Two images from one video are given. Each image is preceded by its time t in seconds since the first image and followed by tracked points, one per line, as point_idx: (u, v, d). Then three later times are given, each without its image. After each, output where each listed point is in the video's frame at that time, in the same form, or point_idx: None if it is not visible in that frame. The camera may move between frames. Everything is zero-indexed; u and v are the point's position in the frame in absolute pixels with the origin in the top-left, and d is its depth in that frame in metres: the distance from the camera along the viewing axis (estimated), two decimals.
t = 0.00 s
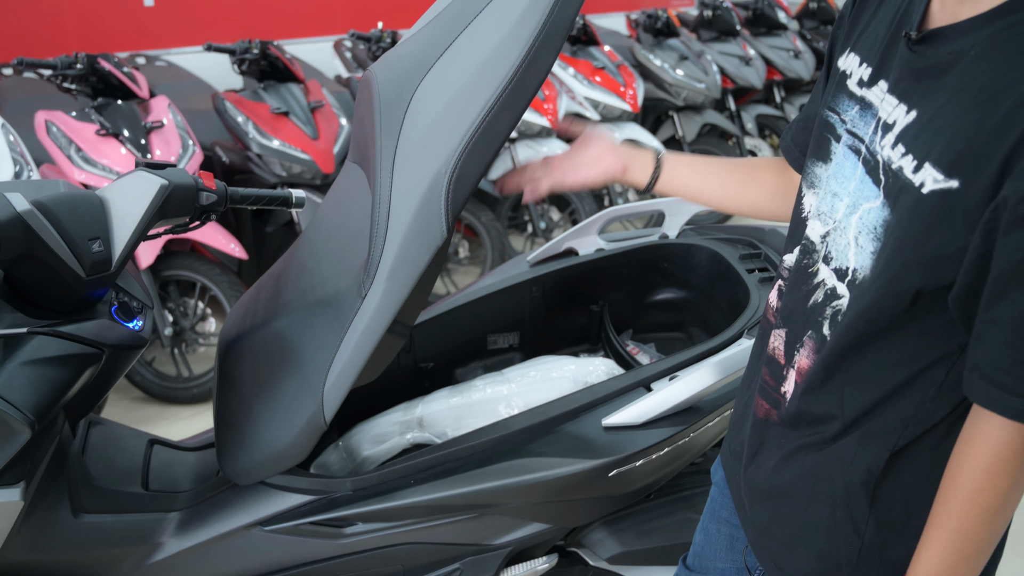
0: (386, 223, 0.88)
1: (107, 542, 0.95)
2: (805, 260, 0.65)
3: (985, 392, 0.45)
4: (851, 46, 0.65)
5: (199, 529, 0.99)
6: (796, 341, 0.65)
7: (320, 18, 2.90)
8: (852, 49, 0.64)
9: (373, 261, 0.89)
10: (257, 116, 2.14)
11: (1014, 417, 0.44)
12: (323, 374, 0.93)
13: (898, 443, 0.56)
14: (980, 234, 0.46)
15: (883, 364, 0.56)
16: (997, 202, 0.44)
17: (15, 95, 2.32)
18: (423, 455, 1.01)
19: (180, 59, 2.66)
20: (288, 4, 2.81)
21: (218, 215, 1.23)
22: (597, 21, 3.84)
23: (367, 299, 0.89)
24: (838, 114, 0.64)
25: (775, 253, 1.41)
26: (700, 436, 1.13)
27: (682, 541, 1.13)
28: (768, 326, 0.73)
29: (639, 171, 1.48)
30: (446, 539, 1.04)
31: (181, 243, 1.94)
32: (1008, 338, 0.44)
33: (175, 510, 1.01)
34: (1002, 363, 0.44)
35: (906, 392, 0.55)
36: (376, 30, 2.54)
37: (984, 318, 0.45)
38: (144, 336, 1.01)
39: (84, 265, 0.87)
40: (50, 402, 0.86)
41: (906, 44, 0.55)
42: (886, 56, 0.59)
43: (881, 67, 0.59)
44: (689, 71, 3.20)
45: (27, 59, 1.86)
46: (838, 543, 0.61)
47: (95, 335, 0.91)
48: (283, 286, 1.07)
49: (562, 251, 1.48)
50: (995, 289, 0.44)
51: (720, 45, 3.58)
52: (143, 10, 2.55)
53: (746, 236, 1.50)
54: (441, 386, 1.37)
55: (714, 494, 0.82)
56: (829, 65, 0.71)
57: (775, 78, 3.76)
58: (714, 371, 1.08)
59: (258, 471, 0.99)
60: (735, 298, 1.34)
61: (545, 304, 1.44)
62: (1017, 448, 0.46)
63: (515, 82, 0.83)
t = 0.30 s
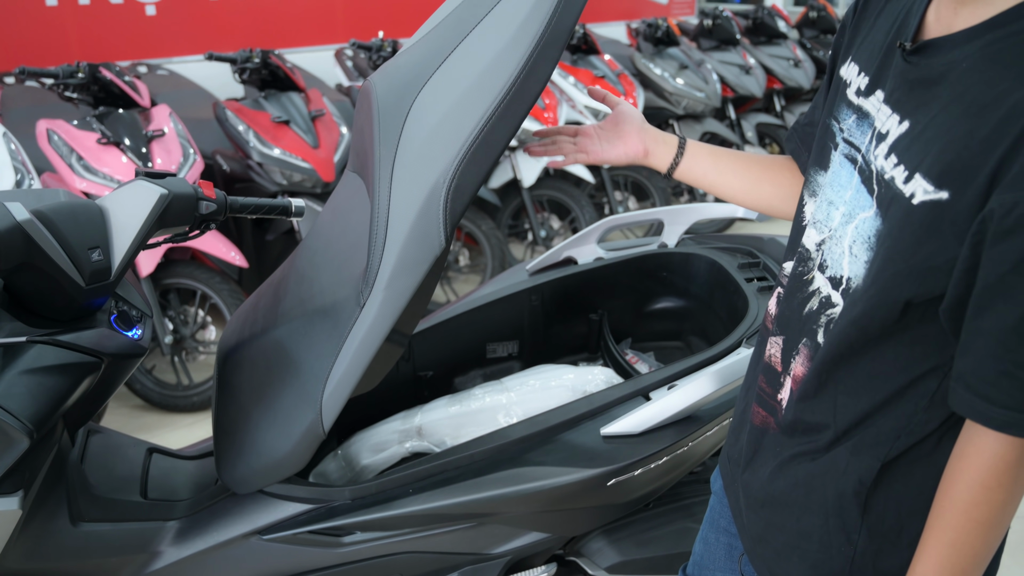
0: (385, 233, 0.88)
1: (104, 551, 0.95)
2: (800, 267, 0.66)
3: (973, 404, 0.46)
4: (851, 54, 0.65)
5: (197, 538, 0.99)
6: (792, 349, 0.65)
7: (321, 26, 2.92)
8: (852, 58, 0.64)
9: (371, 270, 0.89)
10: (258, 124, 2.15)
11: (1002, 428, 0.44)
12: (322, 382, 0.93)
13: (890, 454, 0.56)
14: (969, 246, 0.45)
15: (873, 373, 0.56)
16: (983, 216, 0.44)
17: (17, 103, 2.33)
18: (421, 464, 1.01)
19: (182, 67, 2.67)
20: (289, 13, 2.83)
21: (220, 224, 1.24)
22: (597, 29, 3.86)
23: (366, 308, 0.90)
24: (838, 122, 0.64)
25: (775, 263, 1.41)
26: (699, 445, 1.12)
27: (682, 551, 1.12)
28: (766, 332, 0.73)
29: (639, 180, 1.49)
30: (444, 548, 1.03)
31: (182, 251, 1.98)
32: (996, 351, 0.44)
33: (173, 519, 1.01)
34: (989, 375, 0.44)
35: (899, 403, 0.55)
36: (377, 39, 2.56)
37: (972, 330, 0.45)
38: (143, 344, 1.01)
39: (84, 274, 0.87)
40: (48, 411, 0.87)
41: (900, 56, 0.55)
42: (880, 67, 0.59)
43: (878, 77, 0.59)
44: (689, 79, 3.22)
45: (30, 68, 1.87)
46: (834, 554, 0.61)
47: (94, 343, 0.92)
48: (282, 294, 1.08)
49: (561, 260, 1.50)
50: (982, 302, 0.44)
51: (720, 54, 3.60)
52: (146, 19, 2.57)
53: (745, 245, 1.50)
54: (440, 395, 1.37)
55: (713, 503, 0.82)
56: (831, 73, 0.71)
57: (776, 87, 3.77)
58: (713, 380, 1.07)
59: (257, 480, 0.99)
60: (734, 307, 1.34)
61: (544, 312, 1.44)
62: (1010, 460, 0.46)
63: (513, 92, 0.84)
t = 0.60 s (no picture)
0: (384, 240, 0.88)
1: (103, 558, 0.95)
2: (805, 277, 0.66)
3: (954, 413, 0.45)
4: (860, 66, 0.65)
5: (197, 545, 0.99)
6: (794, 357, 0.65)
7: (322, 31, 2.93)
8: (859, 70, 0.65)
9: (371, 278, 0.89)
10: (258, 130, 2.16)
11: (983, 439, 0.44)
12: (322, 390, 0.93)
13: (887, 464, 0.56)
14: (951, 256, 0.45)
15: (869, 382, 0.56)
16: (963, 227, 0.44)
17: (19, 108, 2.34)
18: (421, 471, 1.01)
19: (183, 72, 2.68)
20: (290, 19, 2.84)
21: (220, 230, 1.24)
22: (597, 34, 3.87)
23: (365, 316, 0.90)
24: (844, 133, 0.65)
25: (775, 270, 1.41)
26: (700, 452, 1.12)
27: (682, 557, 1.12)
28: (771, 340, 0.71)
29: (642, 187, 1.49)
30: (444, 555, 1.03)
31: (183, 256, 1.96)
32: (977, 361, 0.44)
33: (173, 525, 1.01)
34: (965, 383, 0.45)
35: (895, 412, 0.55)
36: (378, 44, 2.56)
37: (952, 339, 0.45)
38: (144, 351, 1.01)
39: (84, 281, 0.87)
40: (49, 418, 0.87)
41: (898, 68, 0.55)
42: (883, 80, 0.59)
43: (879, 89, 0.59)
44: (690, 84, 3.22)
45: (31, 74, 1.87)
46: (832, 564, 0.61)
47: (94, 350, 0.92)
48: (282, 301, 1.08)
49: (561, 266, 1.48)
50: (961, 311, 0.44)
51: (720, 59, 3.61)
52: (147, 25, 2.57)
53: (745, 252, 1.50)
54: (440, 401, 1.37)
55: (720, 505, 0.80)
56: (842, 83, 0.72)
57: (776, 92, 3.77)
58: (713, 387, 1.08)
59: (256, 486, 0.99)
60: (733, 314, 1.34)
61: (544, 318, 1.44)
62: (986, 470, 0.46)
63: (513, 100, 0.84)
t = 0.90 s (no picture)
0: (384, 242, 0.88)
1: (103, 559, 0.95)
2: (809, 276, 0.66)
3: (934, 405, 0.45)
4: (865, 66, 0.65)
5: (197, 546, 0.99)
6: (796, 357, 0.65)
7: (323, 33, 2.93)
8: (865, 70, 0.64)
9: (371, 280, 0.89)
10: (259, 131, 2.16)
11: (958, 430, 0.44)
12: (322, 392, 0.93)
13: (881, 464, 0.56)
14: (932, 249, 0.45)
15: (864, 380, 0.56)
16: (942, 221, 0.44)
17: (21, 110, 2.34)
18: (420, 472, 1.01)
19: (184, 74, 2.68)
20: (291, 20, 2.84)
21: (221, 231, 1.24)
22: (598, 36, 3.88)
23: (365, 318, 0.90)
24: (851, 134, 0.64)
25: (776, 271, 1.41)
26: (700, 454, 1.12)
27: (681, 559, 1.12)
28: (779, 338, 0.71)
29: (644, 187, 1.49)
30: (443, 556, 1.03)
31: (184, 258, 1.97)
32: (956, 353, 0.43)
33: (172, 526, 1.01)
34: (941, 374, 0.44)
35: (890, 412, 0.55)
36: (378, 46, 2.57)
37: (932, 333, 0.45)
38: (144, 352, 1.01)
39: (84, 282, 0.88)
40: (48, 419, 0.87)
41: (897, 67, 0.54)
42: (884, 81, 0.59)
43: (881, 90, 0.59)
44: (690, 86, 3.22)
45: (32, 76, 1.88)
46: (830, 566, 0.61)
47: (94, 352, 0.92)
48: (282, 302, 1.08)
49: (561, 267, 1.49)
50: (939, 303, 0.44)
51: (721, 61, 3.61)
52: (148, 27, 2.58)
53: (746, 253, 1.50)
54: (440, 402, 1.37)
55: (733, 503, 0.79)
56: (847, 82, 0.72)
57: (777, 93, 3.76)
58: (713, 389, 1.07)
59: (257, 488, 0.99)
60: (734, 316, 1.34)
61: (544, 319, 1.44)
62: (972, 463, 0.45)
63: (513, 102, 0.84)
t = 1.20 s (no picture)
0: (384, 240, 0.88)
1: (102, 558, 0.95)
2: (805, 276, 0.65)
3: (929, 400, 0.45)
4: (861, 68, 0.65)
5: (197, 545, 0.99)
6: (795, 357, 0.65)
7: (323, 32, 2.93)
8: (861, 71, 0.64)
9: (370, 278, 0.89)
10: (259, 130, 2.16)
11: (954, 425, 0.43)
12: (322, 391, 0.93)
13: (883, 464, 0.56)
14: (924, 245, 0.45)
15: (864, 379, 0.55)
16: (932, 216, 0.44)
17: (20, 109, 2.34)
18: (420, 471, 1.01)
19: (184, 73, 2.69)
20: (291, 20, 2.84)
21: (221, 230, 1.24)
22: (598, 35, 3.88)
23: (365, 316, 0.90)
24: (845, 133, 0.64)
25: (776, 270, 1.40)
26: (699, 453, 1.12)
27: (681, 558, 1.11)
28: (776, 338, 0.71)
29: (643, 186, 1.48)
30: (443, 555, 1.03)
31: (184, 257, 1.96)
32: (949, 348, 0.43)
33: (172, 525, 1.01)
34: (939, 370, 0.44)
35: (890, 410, 0.55)
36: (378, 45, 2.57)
37: (927, 329, 0.45)
38: (144, 351, 1.01)
39: (83, 281, 0.87)
40: (48, 418, 0.87)
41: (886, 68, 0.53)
42: (876, 80, 0.59)
43: (873, 89, 0.59)
44: (690, 86, 3.22)
45: (31, 75, 1.88)
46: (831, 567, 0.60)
47: (93, 351, 0.92)
48: (282, 302, 1.08)
49: (561, 267, 1.49)
50: (932, 299, 0.44)
51: (721, 60, 3.61)
52: (148, 26, 2.58)
53: (745, 252, 1.50)
54: (440, 402, 1.37)
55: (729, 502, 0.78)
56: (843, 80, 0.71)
57: (777, 93, 3.76)
58: (712, 388, 1.07)
59: (256, 487, 0.99)
60: (734, 315, 1.34)
61: (544, 319, 1.44)
62: (968, 458, 0.44)
63: (513, 101, 0.84)
